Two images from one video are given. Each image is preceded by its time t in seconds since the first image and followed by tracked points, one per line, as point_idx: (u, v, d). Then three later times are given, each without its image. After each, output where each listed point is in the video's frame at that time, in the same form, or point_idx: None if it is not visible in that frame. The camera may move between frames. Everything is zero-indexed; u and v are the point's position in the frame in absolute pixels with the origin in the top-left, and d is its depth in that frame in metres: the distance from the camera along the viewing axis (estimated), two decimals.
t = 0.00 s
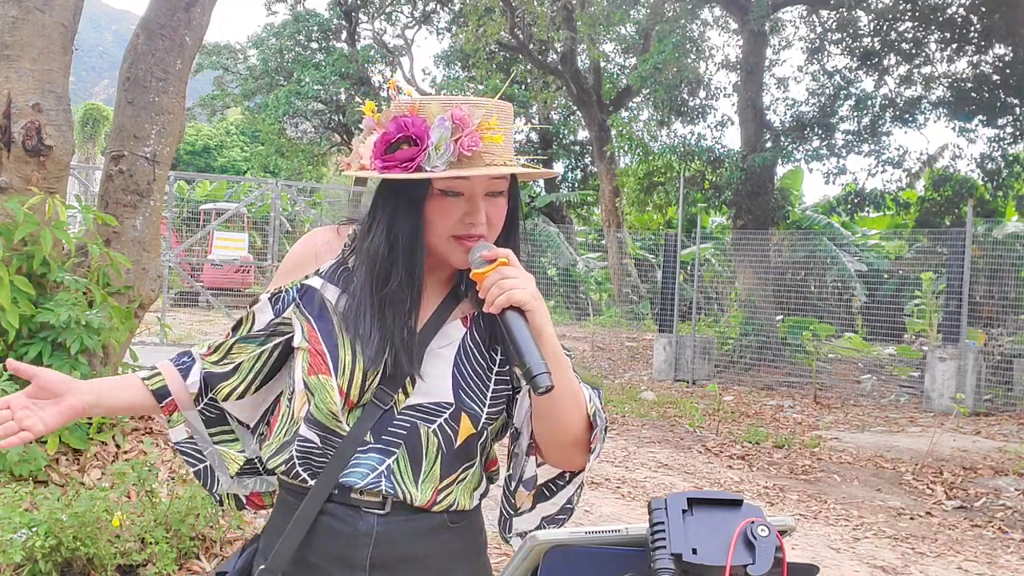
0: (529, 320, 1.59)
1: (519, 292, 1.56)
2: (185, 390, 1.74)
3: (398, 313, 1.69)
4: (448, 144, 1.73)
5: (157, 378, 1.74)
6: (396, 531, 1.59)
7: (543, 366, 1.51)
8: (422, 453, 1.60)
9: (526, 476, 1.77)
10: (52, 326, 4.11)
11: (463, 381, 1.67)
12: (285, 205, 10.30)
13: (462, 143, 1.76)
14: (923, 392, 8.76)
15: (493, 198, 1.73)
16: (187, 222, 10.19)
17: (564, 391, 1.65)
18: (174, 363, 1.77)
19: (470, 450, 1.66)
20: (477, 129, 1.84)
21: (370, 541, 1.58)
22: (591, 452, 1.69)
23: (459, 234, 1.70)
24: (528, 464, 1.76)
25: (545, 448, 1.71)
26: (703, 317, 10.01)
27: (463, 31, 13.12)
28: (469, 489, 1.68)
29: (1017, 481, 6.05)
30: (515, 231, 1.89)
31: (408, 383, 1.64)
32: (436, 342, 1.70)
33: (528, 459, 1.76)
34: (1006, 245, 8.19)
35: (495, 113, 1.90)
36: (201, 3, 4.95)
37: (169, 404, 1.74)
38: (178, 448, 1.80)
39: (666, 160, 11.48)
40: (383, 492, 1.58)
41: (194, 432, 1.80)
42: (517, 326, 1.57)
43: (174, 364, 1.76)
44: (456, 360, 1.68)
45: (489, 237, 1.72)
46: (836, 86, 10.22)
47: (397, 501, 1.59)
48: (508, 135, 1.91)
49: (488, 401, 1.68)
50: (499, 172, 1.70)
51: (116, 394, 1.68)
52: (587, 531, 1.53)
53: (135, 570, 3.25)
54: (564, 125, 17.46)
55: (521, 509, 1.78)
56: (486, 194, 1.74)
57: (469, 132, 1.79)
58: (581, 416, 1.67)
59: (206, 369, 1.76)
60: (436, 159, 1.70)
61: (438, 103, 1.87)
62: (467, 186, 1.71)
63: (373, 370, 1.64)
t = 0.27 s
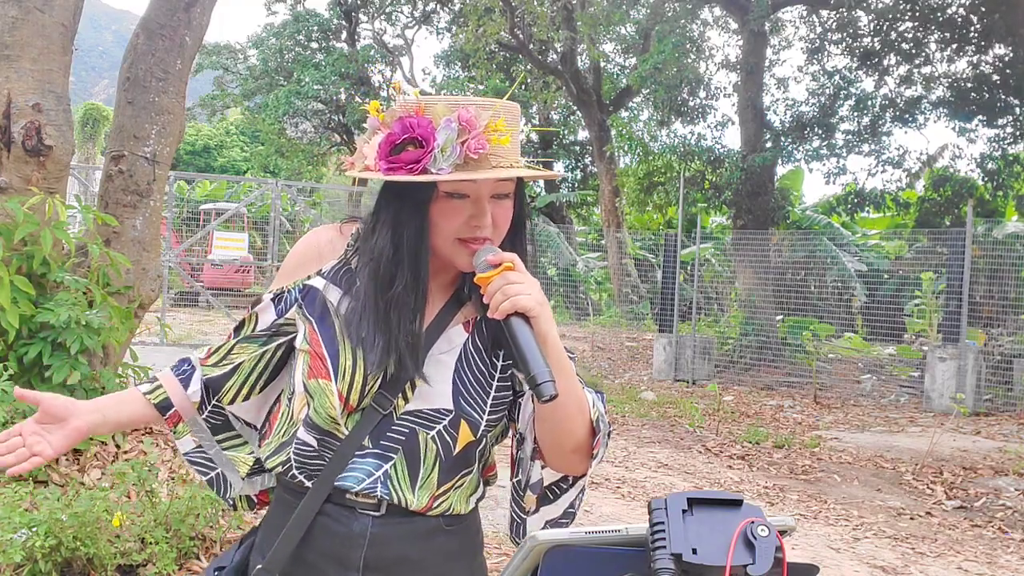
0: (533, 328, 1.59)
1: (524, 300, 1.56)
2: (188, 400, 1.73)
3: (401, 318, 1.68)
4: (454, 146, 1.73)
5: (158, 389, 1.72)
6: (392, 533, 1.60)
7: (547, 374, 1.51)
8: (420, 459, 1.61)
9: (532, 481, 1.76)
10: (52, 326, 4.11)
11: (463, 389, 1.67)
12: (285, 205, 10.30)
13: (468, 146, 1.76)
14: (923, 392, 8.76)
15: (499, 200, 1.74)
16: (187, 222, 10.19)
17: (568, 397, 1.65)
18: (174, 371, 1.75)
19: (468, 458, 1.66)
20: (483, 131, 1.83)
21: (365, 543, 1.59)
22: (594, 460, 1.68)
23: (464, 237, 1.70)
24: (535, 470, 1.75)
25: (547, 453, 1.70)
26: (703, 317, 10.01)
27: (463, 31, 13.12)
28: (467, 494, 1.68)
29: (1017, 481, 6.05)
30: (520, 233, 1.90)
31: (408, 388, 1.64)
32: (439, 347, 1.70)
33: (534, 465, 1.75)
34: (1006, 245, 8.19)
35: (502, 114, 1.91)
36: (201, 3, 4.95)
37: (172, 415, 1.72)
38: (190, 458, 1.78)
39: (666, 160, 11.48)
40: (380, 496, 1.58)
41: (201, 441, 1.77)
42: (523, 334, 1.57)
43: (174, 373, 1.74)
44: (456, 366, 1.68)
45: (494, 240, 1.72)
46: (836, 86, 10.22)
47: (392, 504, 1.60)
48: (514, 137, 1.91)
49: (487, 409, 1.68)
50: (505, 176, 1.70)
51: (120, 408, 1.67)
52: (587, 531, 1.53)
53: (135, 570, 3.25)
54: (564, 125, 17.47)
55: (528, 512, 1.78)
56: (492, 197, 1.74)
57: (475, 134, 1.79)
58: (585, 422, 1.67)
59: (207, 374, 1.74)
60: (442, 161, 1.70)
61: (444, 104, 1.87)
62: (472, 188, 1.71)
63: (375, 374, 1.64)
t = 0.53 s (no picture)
0: (532, 338, 1.57)
1: (525, 309, 1.54)
2: (189, 416, 1.77)
3: (399, 328, 1.68)
4: (454, 153, 1.73)
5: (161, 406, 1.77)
6: (393, 538, 1.60)
7: (547, 388, 1.49)
8: (417, 469, 1.61)
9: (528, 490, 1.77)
10: (52, 326, 4.11)
11: (458, 400, 1.66)
12: (285, 205, 10.30)
13: (468, 153, 1.74)
14: (923, 392, 8.76)
15: (498, 208, 1.74)
16: (187, 222, 10.19)
17: (566, 407, 1.63)
18: (174, 386, 1.78)
19: (464, 468, 1.65)
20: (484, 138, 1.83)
21: (367, 549, 1.60)
22: (591, 468, 1.69)
23: (463, 245, 1.70)
24: (529, 478, 1.76)
25: (544, 462, 1.70)
26: (704, 317, 10.01)
27: (463, 31, 13.11)
28: (466, 502, 1.69)
29: (1017, 481, 6.04)
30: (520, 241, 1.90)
31: (404, 398, 1.64)
32: (435, 359, 1.69)
33: (527, 473, 1.76)
34: (1006, 245, 8.19)
35: (503, 122, 1.91)
36: (201, 3, 4.94)
37: (176, 431, 1.77)
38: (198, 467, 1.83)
39: (666, 160, 11.47)
40: (379, 505, 1.59)
41: (209, 453, 1.83)
42: (520, 344, 1.55)
43: (175, 388, 1.78)
44: (451, 377, 1.67)
45: (493, 247, 1.72)
46: (836, 86, 10.21)
47: (392, 512, 1.60)
48: (515, 144, 1.91)
49: (483, 418, 1.67)
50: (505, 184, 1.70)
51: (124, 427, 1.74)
52: (587, 532, 1.52)
53: (135, 570, 3.25)
54: (564, 125, 17.47)
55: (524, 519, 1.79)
56: (492, 204, 1.73)
57: (476, 141, 1.79)
58: (582, 433, 1.66)
59: (208, 388, 1.77)
60: (442, 170, 1.70)
61: (444, 110, 1.87)
62: (473, 196, 1.70)
63: (373, 384, 1.64)
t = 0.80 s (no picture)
0: (533, 335, 1.59)
1: (523, 305, 1.56)
2: (193, 425, 1.77)
3: (404, 324, 1.67)
4: (456, 149, 1.73)
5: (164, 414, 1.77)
6: (386, 537, 1.60)
7: (547, 384, 1.51)
8: (419, 467, 1.60)
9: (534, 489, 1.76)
10: (52, 326, 4.11)
11: (463, 398, 1.65)
12: (285, 205, 10.30)
13: (471, 149, 1.75)
14: (923, 392, 8.76)
15: (502, 204, 1.74)
16: (187, 222, 10.20)
17: (569, 403, 1.63)
18: (178, 393, 1.79)
19: (467, 467, 1.65)
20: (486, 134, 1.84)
21: (357, 547, 1.59)
22: (596, 463, 1.69)
23: (465, 241, 1.70)
24: (534, 476, 1.75)
25: (549, 460, 1.70)
26: (703, 317, 10.02)
27: (463, 31, 13.12)
28: (464, 502, 1.68)
29: (1017, 481, 6.04)
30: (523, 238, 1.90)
31: (409, 397, 1.63)
32: (440, 356, 1.68)
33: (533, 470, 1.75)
34: (1006, 245, 8.19)
35: (505, 119, 1.91)
36: (201, 3, 4.94)
37: (181, 440, 1.77)
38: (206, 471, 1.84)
39: (666, 160, 11.48)
40: (374, 503, 1.58)
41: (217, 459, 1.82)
42: (523, 342, 1.56)
43: (178, 396, 1.78)
44: (457, 375, 1.67)
45: (495, 243, 1.72)
46: (836, 86, 10.22)
47: (388, 510, 1.60)
48: (517, 141, 1.91)
49: (488, 417, 1.67)
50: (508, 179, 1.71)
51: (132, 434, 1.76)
52: (587, 531, 1.53)
53: (135, 570, 3.25)
54: (564, 125, 17.49)
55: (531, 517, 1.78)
56: (494, 201, 1.74)
57: (478, 138, 1.79)
58: (587, 428, 1.66)
59: (212, 392, 1.77)
60: (444, 166, 1.70)
61: (445, 107, 1.87)
62: (475, 192, 1.70)
63: (378, 380, 1.63)
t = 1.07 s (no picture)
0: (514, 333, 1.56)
1: (505, 302, 1.52)
2: (202, 438, 1.77)
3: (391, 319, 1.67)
4: (444, 145, 1.74)
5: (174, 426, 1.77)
6: (379, 540, 1.60)
7: (524, 380, 1.48)
8: (405, 467, 1.60)
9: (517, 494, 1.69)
10: (52, 326, 4.10)
11: (445, 397, 1.64)
12: (285, 205, 10.29)
13: (458, 146, 1.76)
14: (923, 392, 8.76)
15: (490, 204, 1.73)
16: (187, 222, 10.20)
17: (550, 405, 1.58)
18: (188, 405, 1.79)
19: (453, 466, 1.64)
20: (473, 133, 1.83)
21: (350, 548, 1.60)
22: (578, 471, 1.63)
23: (451, 238, 1.71)
24: (518, 478, 1.69)
25: (529, 464, 1.65)
26: (703, 317, 10.02)
27: (463, 31, 13.12)
28: (457, 502, 1.67)
29: (1017, 481, 6.04)
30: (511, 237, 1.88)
31: (393, 396, 1.63)
32: (425, 356, 1.68)
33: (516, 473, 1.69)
34: (1006, 245, 8.19)
35: (495, 118, 1.91)
36: (201, 3, 4.95)
37: (192, 453, 1.77)
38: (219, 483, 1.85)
39: (666, 160, 11.47)
40: (365, 503, 1.59)
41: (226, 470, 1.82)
42: (503, 338, 1.54)
43: (188, 408, 1.79)
44: (440, 374, 1.66)
45: (483, 242, 1.71)
46: (836, 86, 10.21)
47: (379, 511, 1.60)
48: (506, 140, 1.91)
49: (471, 415, 1.64)
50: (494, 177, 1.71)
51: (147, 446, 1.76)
52: (587, 532, 1.53)
53: (135, 570, 3.25)
54: (564, 124, 17.50)
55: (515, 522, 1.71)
56: (482, 199, 1.73)
57: (465, 135, 1.79)
58: (568, 432, 1.61)
59: (217, 402, 1.78)
60: (431, 162, 1.71)
61: (435, 105, 1.87)
62: (463, 190, 1.71)
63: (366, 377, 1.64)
